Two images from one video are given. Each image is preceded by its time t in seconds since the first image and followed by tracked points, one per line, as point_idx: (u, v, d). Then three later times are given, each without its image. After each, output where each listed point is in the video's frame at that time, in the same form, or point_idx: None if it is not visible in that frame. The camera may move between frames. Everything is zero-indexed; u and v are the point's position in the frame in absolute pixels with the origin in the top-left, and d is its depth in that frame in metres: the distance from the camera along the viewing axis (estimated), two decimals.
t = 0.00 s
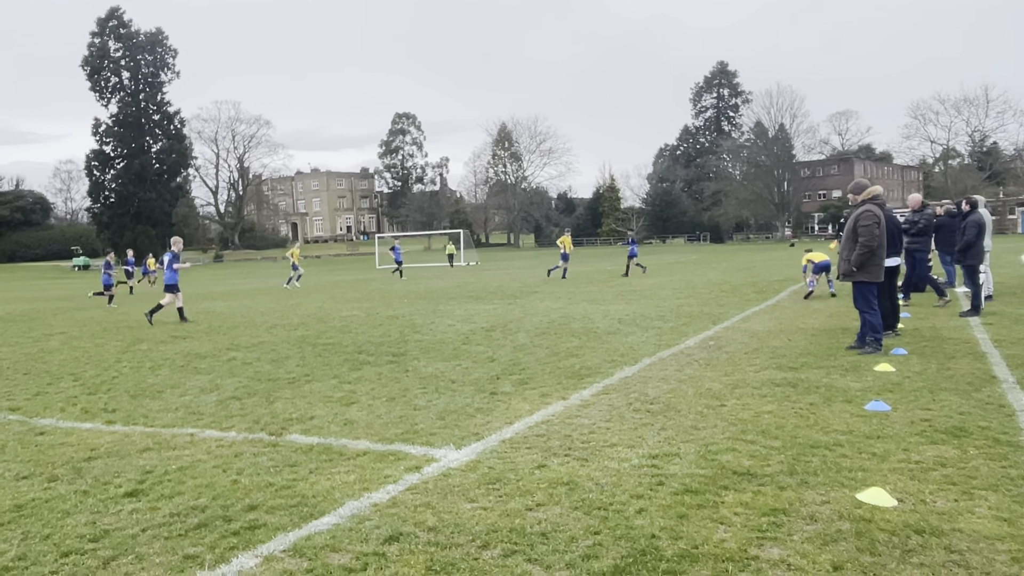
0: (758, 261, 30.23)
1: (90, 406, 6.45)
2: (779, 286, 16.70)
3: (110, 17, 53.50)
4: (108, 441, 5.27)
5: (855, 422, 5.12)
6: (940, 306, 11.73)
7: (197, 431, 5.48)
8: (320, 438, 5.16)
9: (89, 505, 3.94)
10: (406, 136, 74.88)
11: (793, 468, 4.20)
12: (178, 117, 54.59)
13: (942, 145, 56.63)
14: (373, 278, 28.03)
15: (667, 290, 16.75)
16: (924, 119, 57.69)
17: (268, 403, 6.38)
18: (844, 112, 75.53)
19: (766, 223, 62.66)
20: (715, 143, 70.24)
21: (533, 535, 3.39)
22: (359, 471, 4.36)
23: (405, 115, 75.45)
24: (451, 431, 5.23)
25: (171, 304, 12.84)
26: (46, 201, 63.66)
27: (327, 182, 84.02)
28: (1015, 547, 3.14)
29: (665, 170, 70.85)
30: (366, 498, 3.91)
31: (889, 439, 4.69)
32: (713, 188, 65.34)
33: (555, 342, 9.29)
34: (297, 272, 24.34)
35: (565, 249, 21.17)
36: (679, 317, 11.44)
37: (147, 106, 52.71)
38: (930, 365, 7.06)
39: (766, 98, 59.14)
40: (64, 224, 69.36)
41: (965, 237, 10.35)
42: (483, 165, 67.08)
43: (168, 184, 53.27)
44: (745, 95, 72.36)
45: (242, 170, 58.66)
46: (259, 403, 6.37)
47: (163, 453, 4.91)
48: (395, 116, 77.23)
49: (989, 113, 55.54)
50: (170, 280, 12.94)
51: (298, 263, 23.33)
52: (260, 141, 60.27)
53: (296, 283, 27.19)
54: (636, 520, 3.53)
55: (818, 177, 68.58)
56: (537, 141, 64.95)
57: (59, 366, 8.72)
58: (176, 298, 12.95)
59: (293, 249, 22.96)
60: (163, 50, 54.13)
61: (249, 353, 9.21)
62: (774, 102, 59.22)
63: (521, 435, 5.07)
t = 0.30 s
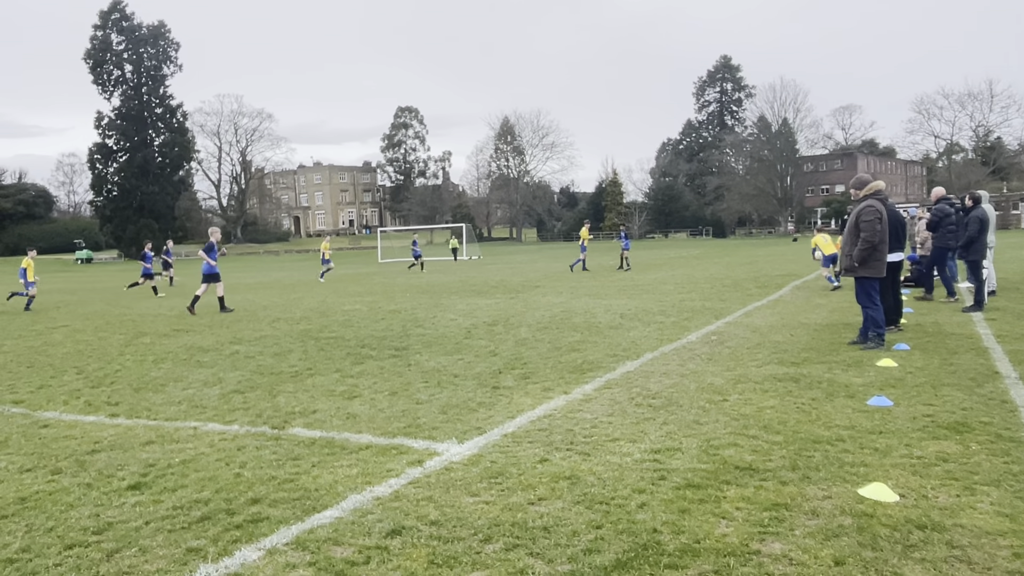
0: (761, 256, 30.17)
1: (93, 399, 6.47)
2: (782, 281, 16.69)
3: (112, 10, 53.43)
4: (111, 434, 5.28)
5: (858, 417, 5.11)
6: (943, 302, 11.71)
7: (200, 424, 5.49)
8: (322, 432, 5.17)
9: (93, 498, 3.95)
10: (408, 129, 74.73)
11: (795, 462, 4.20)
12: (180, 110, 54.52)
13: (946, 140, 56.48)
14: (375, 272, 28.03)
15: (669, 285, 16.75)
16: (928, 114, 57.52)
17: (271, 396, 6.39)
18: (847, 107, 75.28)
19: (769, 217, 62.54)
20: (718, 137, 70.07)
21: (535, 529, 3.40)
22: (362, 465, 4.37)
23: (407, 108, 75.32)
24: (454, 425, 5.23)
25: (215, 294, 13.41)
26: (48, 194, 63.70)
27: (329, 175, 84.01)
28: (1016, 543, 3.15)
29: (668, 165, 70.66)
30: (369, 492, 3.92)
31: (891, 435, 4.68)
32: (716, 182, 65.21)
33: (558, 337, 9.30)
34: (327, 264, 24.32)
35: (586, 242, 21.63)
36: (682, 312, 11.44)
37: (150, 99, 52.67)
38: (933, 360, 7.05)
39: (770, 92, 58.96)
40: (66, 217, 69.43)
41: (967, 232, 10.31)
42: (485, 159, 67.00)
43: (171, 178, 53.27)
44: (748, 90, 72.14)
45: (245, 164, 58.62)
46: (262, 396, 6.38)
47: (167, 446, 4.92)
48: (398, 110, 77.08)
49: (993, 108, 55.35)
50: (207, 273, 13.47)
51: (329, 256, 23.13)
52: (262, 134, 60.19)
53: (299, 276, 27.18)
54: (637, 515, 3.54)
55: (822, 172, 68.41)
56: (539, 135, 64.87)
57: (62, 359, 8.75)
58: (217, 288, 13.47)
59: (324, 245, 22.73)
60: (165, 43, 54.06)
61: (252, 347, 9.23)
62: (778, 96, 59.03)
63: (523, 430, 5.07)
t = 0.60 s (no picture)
0: (764, 250, 30.07)
1: (96, 391, 6.49)
2: (786, 276, 16.63)
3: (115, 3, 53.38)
4: (115, 426, 5.29)
5: (862, 412, 5.09)
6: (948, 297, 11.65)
7: (204, 416, 5.50)
8: (325, 425, 5.17)
9: (97, 489, 3.96)
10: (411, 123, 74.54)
11: (799, 457, 4.19)
12: (183, 103, 54.48)
13: (950, 134, 56.28)
14: (378, 266, 28.02)
15: (673, 279, 16.73)
16: (933, 108, 57.28)
17: (274, 389, 6.39)
18: (852, 101, 74.95)
19: (772, 212, 62.36)
20: (722, 131, 69.83)
21: (538, 522, 3.39)
22: (365, 458, 4.36)
23: (410, 102, 75.13)
24: (457, 418, 5.23)
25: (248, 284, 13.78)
26: (52, 187, 63.80)
27: (332, 169, 84.02)
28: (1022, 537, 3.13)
29: (671, 159, 70.42)
30: (373, 484, 3.91)
31: (896, 429, 4.66)
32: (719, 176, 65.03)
33: (560, 330, 9.29)
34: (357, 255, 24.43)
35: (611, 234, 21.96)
36: (685, 306, 11.42)
37: (153, 92, 52.66)
38: (937, 355, 7.02)
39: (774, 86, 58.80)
40: (69, 210, 69.46)
41: (972, 227, 10.26)
42: (488, 152, 66.88)
43: (174, 170, 53.24)
44: (752, 84, 71.83)
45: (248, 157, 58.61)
46: (265, 389, 6.38)
47: (170, 437, 4.93)
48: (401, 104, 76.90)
49: (999, 103, 55.13)
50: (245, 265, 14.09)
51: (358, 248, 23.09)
52: (266, 127, 60.14)
53: (302, 270, 27.19)
54: (641, 508, 3.53)
55: (826, 166, 68.18)
56: (542, 129, 64.75)
57: (65, 351, 8.76)
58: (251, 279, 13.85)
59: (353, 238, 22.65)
60: (168, 36, 54.00)
61: (255, 339, 9.23)
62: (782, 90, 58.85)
63: (526, 423, 5.07)
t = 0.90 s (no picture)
0: (768, 246, 30.02)
1: (100, 384, 6.51)
2: (789, 272, 16.62)
3: None
4: (118, 419, 5.30)
5: (865, 408, 5.08)
6: (952, 293, 11.62)
7: (207, 410, 5.51)
8: (328, 418, 5.18)
9: (100, 481, 3.97)
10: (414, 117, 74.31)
11: (802, 452, 4.18)
12: (186, 96, 54.46)
13: (955, 130, 55.95)
14: (382, 260, 28.02)
15: (675, 274, 16.71)
16: (938, 104, 57.02)
17: (276, 382, 6.40)
18: (856, 97, 74.67)
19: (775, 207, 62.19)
20: (725, 126, 69.65)
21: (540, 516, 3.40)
22: (367, 452, 4.37)
23: (414, 96, 75.00)
24: (459, 412, 5.23)
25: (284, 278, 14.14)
26: (55, 180, 63.89)
27: (335, 163, 84.03)
28: None
29: (675, 154, 70.27)
30: (374, 478, 3.92)
31: (899, 425, 4.65)
32: (723, 172, 64.86)
33: (563, 325, 9.29)
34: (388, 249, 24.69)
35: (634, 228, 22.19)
36: (687, 301, 11.41)
37: (156, 85, 52.64)
38: (940, 351, 7.01)
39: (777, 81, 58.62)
40: (71, 203, 69.48)
41: (975, 223, 10.23)
42: (491, 147, 66.76)
43: (177, 164, 53.23)
44: (756, 78, 71.55)
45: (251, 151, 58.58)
46: (267, 383, 6.39)
47: (173, 431, 4.93)
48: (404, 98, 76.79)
49: (1003, 98, 54.84)
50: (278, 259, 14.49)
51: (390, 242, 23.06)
52: (269, 121, 60.11)
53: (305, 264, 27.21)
54: (643, 503, 3.52)
55: (829, 162, 67.95)
56: (546, 123, 64.65)
57: (69, 344, 8.79)
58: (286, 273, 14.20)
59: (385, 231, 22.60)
60: (171, 29, 53.94)
61: (258, 333, 9.24)
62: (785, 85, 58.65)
63: (528, 417, 5.06)
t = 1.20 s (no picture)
0: (770, 242, 29.97)
1: (103, 378, 6.53)
2: (791, 268, 16.59)
3: None
4: (121, 412, 5.31)
5: (867, 405, 5.07)
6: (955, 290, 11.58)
7: (209, 404, 5.52)
8: (331, 413, 5.19)
9: (104, 475, 3.99)
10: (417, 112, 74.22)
11: (804, 449, 4.18)
12: (189, 91, 54.46)
13: (959, 127, 55.70)
14: (385, 255, 28.00)
15: (678, 270, 16.68)
16: (942, 101, 56.78)
17: (279, 377, 6.42)
18: (860, 93, 74.41)
19: (778, 203, 62.02)
20: (728, 122, 69.48)
21: (542, 512, 3.40)
22: (370, 447, 4.37)
23: (416, 91, 74.88)
24: (461, 408, 5.23)
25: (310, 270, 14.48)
26: (58, 175, 63.97)
27: (338, 158, 84.02)
28: None
29: (677, 150, 70.08)
30: (377, 473, 3.93)
31: (901, 422, 4.64)
32: (726, 168, 64.73)
33: (565, 321, 9.28)
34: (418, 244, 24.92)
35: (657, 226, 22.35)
36: (690, 297, 11.40)
37: (159, 79, 52.64)
38: (943, 348, 6.99)
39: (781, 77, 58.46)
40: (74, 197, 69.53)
41: (978, 221, 10.15)
42: (494, 142, 66.67)
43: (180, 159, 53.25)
44: (759, 75, 71.33)
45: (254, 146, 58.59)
46: (270, 377, 6.41)
47: (175, 425, 4.94)
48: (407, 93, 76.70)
49: (1008, 95, 54.55)
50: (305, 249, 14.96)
51: (421, 237, 22.93)
52: (271, 116, 60.08)
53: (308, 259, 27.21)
54: (645, 499, 3.52)
55: (833, 158, 67.76)
56: (548, 119, 64.57)
57: (72, 338, 8.80)
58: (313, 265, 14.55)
59: (415, 223, 22.54)
60: (174, 24, 53.92)
61: (260, 328, 9.25)
62: (789, 81, 58.50)
63: (530, 413, 5.07)
